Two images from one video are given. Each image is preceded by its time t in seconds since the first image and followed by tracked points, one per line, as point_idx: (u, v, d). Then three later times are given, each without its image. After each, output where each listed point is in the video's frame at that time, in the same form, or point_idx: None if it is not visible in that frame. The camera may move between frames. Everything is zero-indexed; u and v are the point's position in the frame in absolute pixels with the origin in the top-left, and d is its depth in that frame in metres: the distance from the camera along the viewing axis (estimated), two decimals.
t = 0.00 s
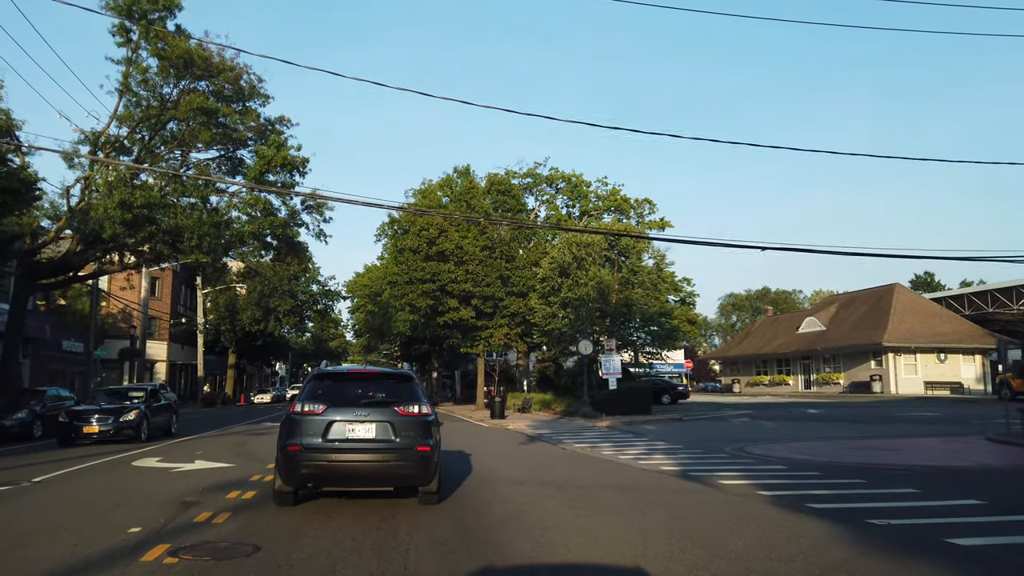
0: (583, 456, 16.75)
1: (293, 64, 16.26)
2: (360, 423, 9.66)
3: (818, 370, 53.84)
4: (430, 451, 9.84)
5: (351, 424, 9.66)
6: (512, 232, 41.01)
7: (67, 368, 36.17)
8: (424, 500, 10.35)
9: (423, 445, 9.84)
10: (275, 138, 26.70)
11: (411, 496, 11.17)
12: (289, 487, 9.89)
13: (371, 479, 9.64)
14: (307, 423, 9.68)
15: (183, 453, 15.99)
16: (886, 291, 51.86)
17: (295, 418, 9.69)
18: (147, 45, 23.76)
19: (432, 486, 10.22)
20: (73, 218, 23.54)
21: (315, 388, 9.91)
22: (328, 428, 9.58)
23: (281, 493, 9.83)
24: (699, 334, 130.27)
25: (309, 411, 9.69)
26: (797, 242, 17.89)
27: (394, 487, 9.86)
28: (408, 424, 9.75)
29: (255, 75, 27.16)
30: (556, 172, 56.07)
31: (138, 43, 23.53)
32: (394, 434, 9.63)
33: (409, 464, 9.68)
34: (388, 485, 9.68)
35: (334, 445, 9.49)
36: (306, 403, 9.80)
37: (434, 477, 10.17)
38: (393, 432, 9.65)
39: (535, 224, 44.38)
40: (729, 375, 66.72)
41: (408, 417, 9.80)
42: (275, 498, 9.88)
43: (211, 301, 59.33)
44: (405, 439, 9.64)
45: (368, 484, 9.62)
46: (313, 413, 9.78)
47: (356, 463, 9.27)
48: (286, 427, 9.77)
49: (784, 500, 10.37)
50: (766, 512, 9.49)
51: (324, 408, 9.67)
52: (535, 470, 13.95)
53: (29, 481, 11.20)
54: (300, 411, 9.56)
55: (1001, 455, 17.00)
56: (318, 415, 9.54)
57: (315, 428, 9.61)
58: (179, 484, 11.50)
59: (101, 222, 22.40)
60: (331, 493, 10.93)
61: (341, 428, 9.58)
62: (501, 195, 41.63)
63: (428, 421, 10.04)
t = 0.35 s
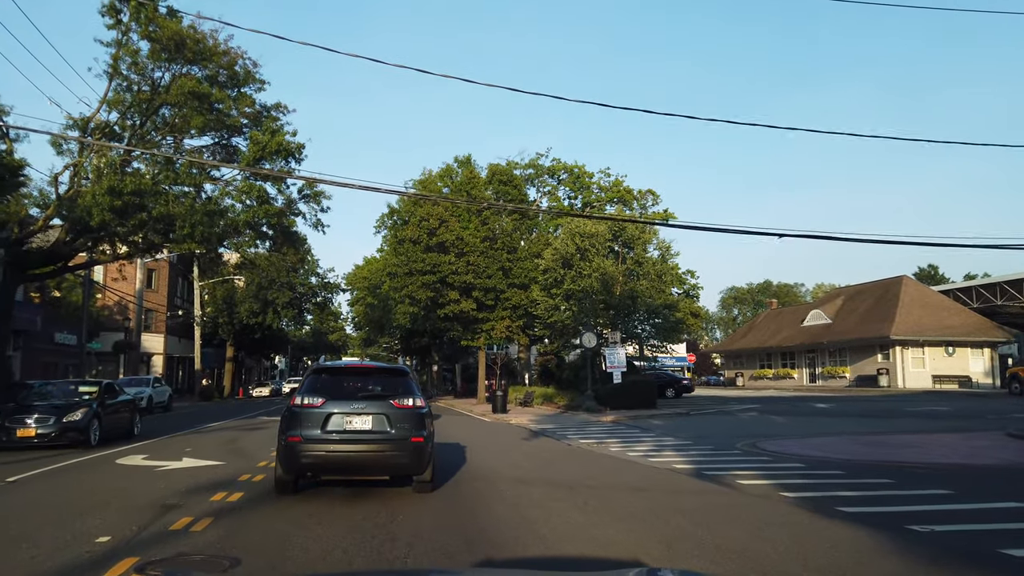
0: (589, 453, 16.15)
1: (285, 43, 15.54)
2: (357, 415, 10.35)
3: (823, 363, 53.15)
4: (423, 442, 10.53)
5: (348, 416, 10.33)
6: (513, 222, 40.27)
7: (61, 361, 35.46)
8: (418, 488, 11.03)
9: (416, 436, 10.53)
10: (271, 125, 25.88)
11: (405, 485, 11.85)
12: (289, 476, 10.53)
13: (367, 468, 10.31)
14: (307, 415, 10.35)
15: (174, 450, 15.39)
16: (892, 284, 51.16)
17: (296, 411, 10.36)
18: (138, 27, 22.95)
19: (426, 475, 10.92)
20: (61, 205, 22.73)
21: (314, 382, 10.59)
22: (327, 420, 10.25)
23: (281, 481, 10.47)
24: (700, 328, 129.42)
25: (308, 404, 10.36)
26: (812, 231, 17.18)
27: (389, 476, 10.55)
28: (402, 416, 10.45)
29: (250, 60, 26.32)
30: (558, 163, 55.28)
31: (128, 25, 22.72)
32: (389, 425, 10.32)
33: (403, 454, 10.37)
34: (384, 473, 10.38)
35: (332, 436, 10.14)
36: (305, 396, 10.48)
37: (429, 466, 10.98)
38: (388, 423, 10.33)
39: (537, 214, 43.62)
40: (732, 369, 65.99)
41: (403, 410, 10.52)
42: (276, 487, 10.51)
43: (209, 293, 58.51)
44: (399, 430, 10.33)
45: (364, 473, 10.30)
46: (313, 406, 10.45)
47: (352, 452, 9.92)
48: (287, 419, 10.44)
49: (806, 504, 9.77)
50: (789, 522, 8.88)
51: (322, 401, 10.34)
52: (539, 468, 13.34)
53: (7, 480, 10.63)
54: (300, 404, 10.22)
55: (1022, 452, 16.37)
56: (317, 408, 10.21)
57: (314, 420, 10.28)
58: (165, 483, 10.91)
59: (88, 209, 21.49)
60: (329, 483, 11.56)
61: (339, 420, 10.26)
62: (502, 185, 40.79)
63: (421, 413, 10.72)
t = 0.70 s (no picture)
0: (598, 451, 15.41)
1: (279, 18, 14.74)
2: (354, 407, 10.92)
3: (829, 358, 52.34)
4: (417, 433, 11.14)
5: (346, 408, 10.90)
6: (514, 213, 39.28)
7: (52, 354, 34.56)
8: (412, 477, 11.65)
9: (411, 427, 11.12)
10: (265, 110, 24.90)
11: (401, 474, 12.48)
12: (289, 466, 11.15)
13: (363, 457, 10.93)
14: (306, 407, 10.90)
15: (161, 446, 14.66)
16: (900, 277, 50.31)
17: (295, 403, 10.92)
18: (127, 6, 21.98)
19: (420, 465, 11.52)
20: (47, 193, 21.81)
21: (313, 375, 11.16)
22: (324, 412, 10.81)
23: (281, 470, 11.10)
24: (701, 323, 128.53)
25: (307, 396, 10.93)
26: (834, 219, 16.34)
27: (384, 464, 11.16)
28: (397, 408, 11.01)
29: (244, 43, 25.34)
30: (561, 154, 54.33)
31: (116, 5, 21.78)
32: (384, 417, 10.91)
33: (397, 445, 10.98)
34: (379, 463, 10.99)
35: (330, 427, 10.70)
36: (305, 388, 11.05)
37: (422, 457, 11.59)
38: (384, 415, 10.92)
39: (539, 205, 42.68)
40: (735, 364, 65.14)
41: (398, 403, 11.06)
42: (276, 476, 11.12)
43: (205, 286, 57.56)
44: (394, 421, 10.96)
45: (360, 461, 10.91)
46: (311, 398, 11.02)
47: (348, 443, 10.52)
48: (287, 409, 11.02)
49: (842, 511, 9.00)
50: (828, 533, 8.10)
51: (321, 393, 10.92)
52: (548, 468, 12.60)
53: None
54: (299, 396, 10.78)
55: None
56: (316, 400, 10.79)
57: (312, 412, 10.84)
58: (147, 484, 10.21)
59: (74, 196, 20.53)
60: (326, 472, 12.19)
61: (337, 412, 10.83)
62: (504, 175, 39.80)
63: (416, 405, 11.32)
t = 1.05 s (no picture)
0: (609, 450, 14.58)
1: None
2: (349, 401, 11.48)
3: (837, 353, 51.42)
4: (411, 426, 11.71)
5: (342, 401, 11.46)
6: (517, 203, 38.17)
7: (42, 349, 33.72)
8: (406, 468, 12.21)
9: (405, 420, 11.69)
10: (256, 91, 23.78)
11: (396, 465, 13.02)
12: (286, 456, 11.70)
13: (359, 449, 11.47)
14: (303, 400, 11.46)
15: (144, 445, 13.87)
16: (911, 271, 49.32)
17: (293, 396, 11.48)
18: None
19: (413, 457, 12.08)
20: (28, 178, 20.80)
21: (310, 369, 11.73)
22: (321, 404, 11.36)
23: (279, 461, 11.64)
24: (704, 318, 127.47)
25: (305, 390, 11.49)
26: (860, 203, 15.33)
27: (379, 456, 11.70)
28: (392, 402, 11.58)
29: (236, 23, 24.32)
30: (563, 144, 53.28)
31: None
32: (379, 410, 11.47)
33: (392, 437, 11.54)
34: (374, 455, 11.53)
35: (327, 419, 11.23)
36: (303, 382, 11.61)
37: (416, 449, 12.14)
38: (379, 409, 11.49)
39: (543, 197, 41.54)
40: (740, 359, 64.19)
41: (392, 396, 11.64)
42: (274, 466, 11.65)
43: (201, 280, 56.57)
44: (389, 414, 11.52)
45: (356, 453, 11.47)
46: (309, 391, 11.59)
47: (345, 435, 11.06)
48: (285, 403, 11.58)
49: (890, 523, 8.08)
50: (882, 551, 7.14)
51: (318, 387, 11.49)
52: (564, 472, 11.68)
53: None
54: (298, 390, 11.33)
55: None
56: (314, 394, 11.34)
57: (310, 405, 11.40)
58: (122, 488, 9.40)
59: (56, 182, 19.52)
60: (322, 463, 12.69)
61: (333, 405, 11.37)
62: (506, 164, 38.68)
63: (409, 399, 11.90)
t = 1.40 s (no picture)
0: (621, 454, 13.69)
1: None
2: (344, 396, 12.06)
3: (846, 349, 50.37)
4: (403, 420, 12.28)
5: (337, 396, 12.03)
6: (520, 194, 36.99)
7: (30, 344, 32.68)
8: (400, 461, 12.82)
9: (397, 414, 12.26)
10: (248, 72, 22.64)
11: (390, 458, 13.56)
12: (283, 448, 12.27)
13: (354, 442, 12.02)
14: (300, 395, 12.04)
15: (123, 446, 12.98)
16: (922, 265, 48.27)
17: (291, 391, 12.02)
18: None
19: (406, 450, 12.67)
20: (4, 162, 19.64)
21: (307, 365, 12.31)
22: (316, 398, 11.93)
23: (277, 453, 12.21)
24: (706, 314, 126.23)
25: (301, 385, 12.06)
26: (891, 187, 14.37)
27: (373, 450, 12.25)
28: (385, 397, 12.16)
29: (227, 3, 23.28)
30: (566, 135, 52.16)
31: None
32: (373, 405, 12.04)
33: (385, 430, 12.11)
34: (369, 447, 12.10)
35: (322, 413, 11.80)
36: (299, 377, 12.19)
37: (409, 442, 12.74)
38: (373, 403, 12.04)
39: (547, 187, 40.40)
40: (745, 355, 63.11)
41: (385, 392, 12.23)
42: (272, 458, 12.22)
43: (197, 274, 55.44)
44: (382, 408, 12.09)
45: (351, 446, 12.03)
46: (306, 386, 12.13)
47: (340, 428, 11.62)
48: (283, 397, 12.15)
49: (956, 540, 7.14)
50: (961, 572, 6.15)
51: (314, 382, 12.08)
52: (578, 481, 10.72)
53: None
54: (295, 385, 11.88)
55: None
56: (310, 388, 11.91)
57: (306, 399, 11.99)
58: (87, 500, 8.47)
59: (31, 165, 18.36)
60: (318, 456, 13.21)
61: (329, 399, 11.93)
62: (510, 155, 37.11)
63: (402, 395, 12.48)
